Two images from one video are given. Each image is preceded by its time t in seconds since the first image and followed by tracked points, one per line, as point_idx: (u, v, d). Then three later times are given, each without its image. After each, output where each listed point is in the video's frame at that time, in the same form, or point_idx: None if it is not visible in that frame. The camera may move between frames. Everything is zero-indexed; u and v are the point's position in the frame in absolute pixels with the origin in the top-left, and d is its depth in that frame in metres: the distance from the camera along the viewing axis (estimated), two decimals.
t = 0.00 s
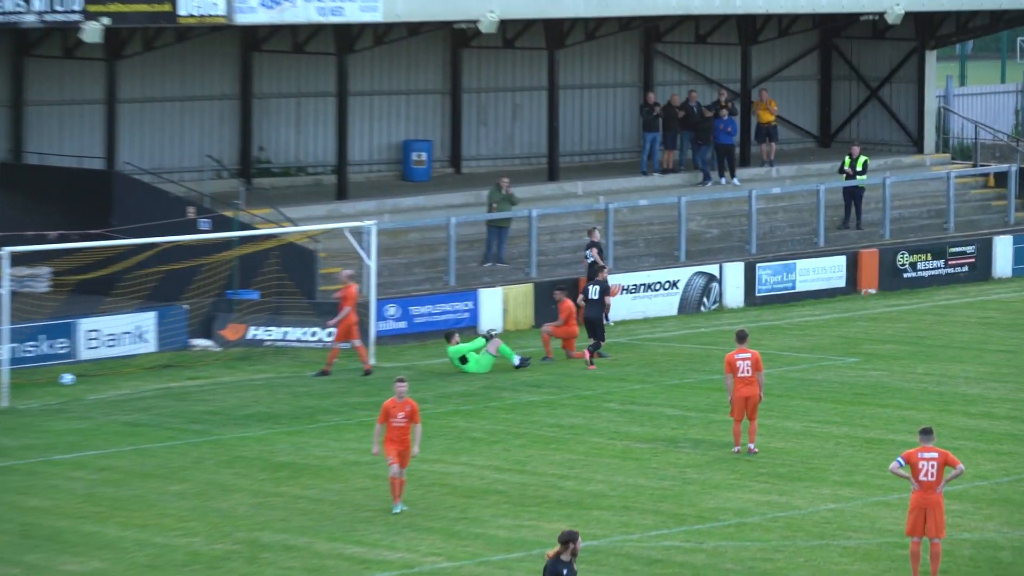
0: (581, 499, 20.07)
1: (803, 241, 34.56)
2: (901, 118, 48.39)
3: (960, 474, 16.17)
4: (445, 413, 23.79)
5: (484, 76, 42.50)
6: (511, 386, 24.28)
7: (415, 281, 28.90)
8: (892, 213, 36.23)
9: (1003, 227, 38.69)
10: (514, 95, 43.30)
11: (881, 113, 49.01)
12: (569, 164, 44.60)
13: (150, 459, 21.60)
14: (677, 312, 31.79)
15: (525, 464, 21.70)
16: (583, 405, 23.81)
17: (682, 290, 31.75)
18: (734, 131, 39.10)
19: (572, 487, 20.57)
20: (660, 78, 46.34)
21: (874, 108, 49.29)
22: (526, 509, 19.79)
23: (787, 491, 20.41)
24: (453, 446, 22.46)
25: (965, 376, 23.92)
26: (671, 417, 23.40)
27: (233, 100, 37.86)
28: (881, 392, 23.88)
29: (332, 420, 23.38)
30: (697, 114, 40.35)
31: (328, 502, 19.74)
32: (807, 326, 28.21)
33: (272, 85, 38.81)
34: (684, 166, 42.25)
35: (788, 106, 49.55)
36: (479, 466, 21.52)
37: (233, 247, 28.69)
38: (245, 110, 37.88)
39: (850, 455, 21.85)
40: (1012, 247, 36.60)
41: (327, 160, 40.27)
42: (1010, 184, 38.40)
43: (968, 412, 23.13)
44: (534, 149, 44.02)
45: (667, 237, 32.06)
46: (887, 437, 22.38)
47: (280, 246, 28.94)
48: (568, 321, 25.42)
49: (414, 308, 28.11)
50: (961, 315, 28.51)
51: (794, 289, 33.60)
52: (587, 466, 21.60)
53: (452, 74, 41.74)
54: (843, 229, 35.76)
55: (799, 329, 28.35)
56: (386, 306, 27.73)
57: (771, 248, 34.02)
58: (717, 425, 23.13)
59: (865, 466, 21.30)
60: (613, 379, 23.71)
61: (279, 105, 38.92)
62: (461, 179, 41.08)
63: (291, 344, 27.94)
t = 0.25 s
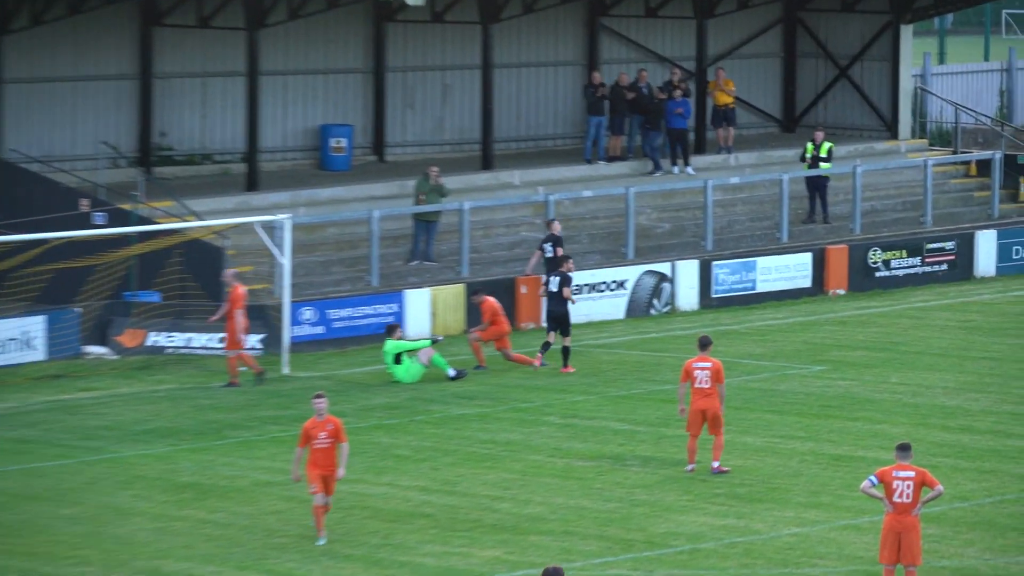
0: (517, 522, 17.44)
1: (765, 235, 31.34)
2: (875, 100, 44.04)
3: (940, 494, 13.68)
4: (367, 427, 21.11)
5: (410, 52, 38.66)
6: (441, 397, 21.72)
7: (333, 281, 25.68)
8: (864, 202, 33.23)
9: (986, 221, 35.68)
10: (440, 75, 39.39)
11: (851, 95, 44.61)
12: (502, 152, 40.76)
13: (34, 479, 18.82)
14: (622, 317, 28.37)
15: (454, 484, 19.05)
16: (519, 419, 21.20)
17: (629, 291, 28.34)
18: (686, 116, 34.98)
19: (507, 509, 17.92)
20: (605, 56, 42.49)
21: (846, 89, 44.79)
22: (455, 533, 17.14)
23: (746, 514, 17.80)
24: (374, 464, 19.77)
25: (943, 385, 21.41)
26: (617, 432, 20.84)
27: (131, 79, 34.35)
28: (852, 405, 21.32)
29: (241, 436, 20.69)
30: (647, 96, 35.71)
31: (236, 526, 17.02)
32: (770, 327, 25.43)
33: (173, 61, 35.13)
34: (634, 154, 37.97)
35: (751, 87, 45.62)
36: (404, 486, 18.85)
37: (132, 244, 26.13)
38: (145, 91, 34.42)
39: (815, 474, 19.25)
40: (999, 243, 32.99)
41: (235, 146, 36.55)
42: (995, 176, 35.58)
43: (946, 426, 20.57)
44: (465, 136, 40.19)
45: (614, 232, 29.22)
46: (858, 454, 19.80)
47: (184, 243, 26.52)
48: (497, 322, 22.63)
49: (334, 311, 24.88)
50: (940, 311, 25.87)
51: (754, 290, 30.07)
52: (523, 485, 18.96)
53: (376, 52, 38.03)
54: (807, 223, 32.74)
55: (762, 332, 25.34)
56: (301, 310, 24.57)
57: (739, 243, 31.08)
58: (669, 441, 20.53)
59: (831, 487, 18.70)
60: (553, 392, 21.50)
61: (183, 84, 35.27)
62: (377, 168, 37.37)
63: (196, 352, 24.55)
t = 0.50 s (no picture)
0: (454, 553, 14.82)
1: (726, 231, 27.69)
2: (848, 82, 39.01)
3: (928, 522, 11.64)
4: (282, 447, 18.45)
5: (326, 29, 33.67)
6: (366, 414, 19.20)
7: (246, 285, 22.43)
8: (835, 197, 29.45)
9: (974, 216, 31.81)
10: (360, 49, 34.26)
11: (823, 77, 39.59)
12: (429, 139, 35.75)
13: None
14: (570, 322, 25.25)
15: (383, 509, 16.39)
16: (452, 439, 18.68)
17: (578, 293, 25.09)
18: (638, 98, 30.64)
19: (440, 538, 15.31)
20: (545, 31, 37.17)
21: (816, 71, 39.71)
22: (382, 565, 14.50)
23: (706, 543, 15.28)
24: (290, 488, 17.05)
25: (925, 399, 19.10)
26: (564, 452, 18.29)
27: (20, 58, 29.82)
28: (824, 420, 18.89)
29: (143, 457, 17.81)
30: (595, 77, 31.28)
31: (133, 556, 14.20)
32: (734, 332, 22.80)
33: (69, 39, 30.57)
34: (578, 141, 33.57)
35: (709, 65, 40.11)
36: (326, 513, 16.15)
37: (19, 241, 22.27)
38: (36, 71, 29.86)
39: (784, 498, 16.78)
40: (986, 239, 29.33)
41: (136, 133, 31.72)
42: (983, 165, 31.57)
43: (929, 444, 18.17)
44: (391, 120, 35.04)
45: (559, 228, 25.73)
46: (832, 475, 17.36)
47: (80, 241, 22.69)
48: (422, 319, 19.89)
49: (247, 317, 21.87)
50: (921, 313, 23.44)
51: (714, 292, 26.75)
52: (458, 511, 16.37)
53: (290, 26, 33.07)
54: (774, 219, 28.89)
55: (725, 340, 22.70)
56: (210, 317, 21.41)
57: (705, 236, 27.40)
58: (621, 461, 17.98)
59: (802, 512, 16.23)
60: (486, 405, 19.14)
61: (77, 66, 30.68)
62: (289, 156, 32.53)
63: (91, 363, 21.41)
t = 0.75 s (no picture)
0: None
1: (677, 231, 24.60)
2: (812, 67, 33.86)
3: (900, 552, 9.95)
4: (183, 472, 16.16)
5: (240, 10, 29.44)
6: (277, 432, 17.14)
7: (145, 289, 19.50)
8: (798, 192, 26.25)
9: (949, 213, 29.27)
10: (274, 27, 29.79)
11: (783, 59, 34.24)
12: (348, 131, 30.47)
13: None
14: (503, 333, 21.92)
15: (295, 538, 14.09)
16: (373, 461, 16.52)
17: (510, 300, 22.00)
18: (582, 84, 26.41)
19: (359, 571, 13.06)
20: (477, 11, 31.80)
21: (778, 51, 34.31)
22: None
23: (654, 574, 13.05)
24: (190, 518, 14.69)
25: (895, 415, 17.45)
26: (495, 474, 16.05)
27: None
28: (784, 439, 16.92)
29: (28, 481, 15.30)
30: (532, 61, 27.34)
31: None
32: (686, 342, 20.51)
33: None
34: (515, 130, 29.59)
35: (658, 44, 34.77)
36: (232, 545, 13.82)
37: None
38: None
39: (739, 525, 14.60)
40: (963, 239, 26.05)
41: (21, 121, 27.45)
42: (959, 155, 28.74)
43: (900, 466, 16.21)
44: (307, 108, 30.56)
45: (492, 226, 22.80)
46: (792, 499, 15.30)
47: None
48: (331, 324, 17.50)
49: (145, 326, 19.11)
50: (892, 320, 21.46)
51: (663, 299, 23.54)
52: (379, 539, 14.11)
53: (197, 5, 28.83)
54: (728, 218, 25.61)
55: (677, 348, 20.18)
56: (105, 324, 18.73)
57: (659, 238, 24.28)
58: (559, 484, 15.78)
59: (760, 541, 14.00)
60: (410, 422, 17.31)
61: None
62: (200, 150, 28.13)
63: None
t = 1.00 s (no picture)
0: None
1: (632, 239, 22.95)
2: (778, 60, 31.55)
3: None
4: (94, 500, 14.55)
5: None
6: (198, 459, 15.57)
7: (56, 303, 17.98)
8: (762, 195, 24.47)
9: (928, 219, 27.48)
10: (193, 18, 27.31)
11: (747, 52, 31.94)
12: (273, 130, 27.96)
13: None
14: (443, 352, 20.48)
15: (215, 571, 12.52)
16: (302, 488, 14.99)
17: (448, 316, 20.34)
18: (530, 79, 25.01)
19: None
20: None
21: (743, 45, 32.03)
22: None
23: None
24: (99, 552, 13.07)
25: (870, 440, 16.06)
26: (434, 504, 14.58)
27: None
28: (749, 466, 15.47)
29: None
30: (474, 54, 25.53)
31: None
32: (643, 360, 19.01)
33: None
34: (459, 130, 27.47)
35: (611, 38, 32.56)
36: None
37: None
38: None
39: (702, 558, 13.06)
40: (944, 248, 24.67)
41: None
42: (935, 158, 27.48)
43: (875, 495, 14.80)
44: (228, 106, 28.00)
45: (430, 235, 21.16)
46: (756, 531, 13.84)
47: None
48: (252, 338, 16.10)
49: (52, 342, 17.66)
50: (869, 337, 20.05)
51: (618, 313, 22.04)
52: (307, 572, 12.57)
53: None
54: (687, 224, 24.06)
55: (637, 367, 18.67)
56: (11, 341, 17.31)
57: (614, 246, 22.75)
58: (504, 515, 14.29)
59: None
60: (344, 449, 15.89)
61: None
62: (111, 151, 25.70)
63: None
